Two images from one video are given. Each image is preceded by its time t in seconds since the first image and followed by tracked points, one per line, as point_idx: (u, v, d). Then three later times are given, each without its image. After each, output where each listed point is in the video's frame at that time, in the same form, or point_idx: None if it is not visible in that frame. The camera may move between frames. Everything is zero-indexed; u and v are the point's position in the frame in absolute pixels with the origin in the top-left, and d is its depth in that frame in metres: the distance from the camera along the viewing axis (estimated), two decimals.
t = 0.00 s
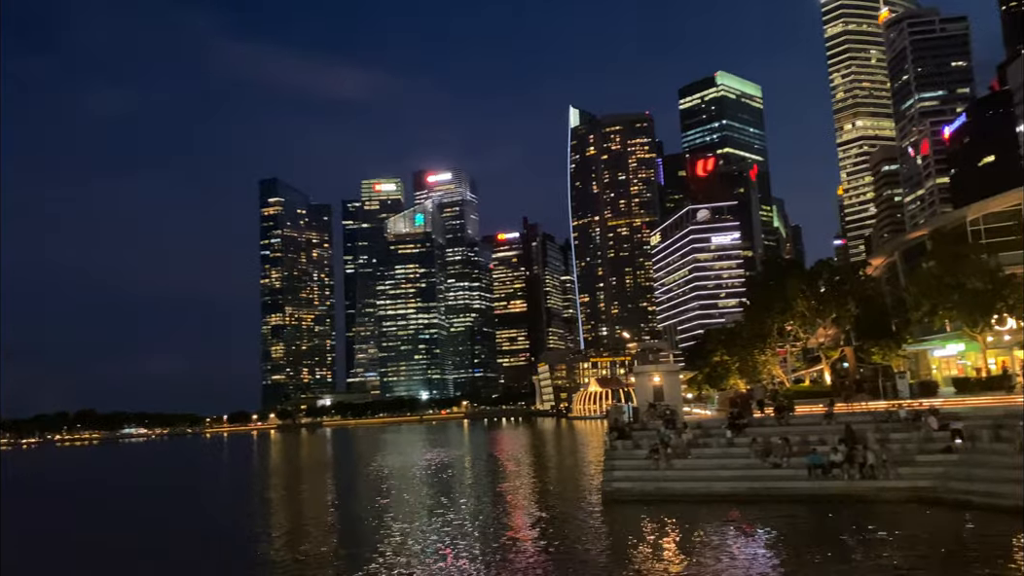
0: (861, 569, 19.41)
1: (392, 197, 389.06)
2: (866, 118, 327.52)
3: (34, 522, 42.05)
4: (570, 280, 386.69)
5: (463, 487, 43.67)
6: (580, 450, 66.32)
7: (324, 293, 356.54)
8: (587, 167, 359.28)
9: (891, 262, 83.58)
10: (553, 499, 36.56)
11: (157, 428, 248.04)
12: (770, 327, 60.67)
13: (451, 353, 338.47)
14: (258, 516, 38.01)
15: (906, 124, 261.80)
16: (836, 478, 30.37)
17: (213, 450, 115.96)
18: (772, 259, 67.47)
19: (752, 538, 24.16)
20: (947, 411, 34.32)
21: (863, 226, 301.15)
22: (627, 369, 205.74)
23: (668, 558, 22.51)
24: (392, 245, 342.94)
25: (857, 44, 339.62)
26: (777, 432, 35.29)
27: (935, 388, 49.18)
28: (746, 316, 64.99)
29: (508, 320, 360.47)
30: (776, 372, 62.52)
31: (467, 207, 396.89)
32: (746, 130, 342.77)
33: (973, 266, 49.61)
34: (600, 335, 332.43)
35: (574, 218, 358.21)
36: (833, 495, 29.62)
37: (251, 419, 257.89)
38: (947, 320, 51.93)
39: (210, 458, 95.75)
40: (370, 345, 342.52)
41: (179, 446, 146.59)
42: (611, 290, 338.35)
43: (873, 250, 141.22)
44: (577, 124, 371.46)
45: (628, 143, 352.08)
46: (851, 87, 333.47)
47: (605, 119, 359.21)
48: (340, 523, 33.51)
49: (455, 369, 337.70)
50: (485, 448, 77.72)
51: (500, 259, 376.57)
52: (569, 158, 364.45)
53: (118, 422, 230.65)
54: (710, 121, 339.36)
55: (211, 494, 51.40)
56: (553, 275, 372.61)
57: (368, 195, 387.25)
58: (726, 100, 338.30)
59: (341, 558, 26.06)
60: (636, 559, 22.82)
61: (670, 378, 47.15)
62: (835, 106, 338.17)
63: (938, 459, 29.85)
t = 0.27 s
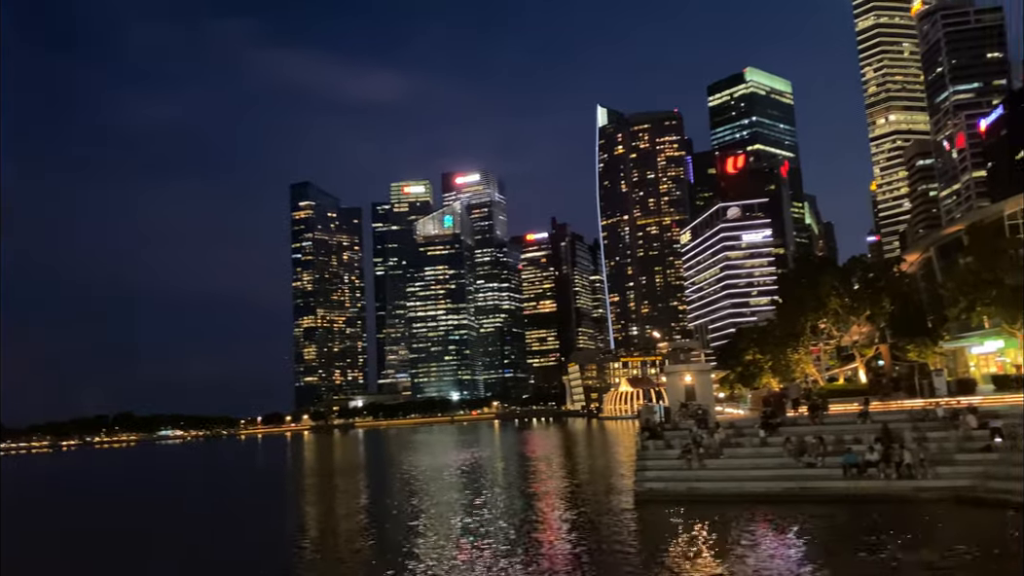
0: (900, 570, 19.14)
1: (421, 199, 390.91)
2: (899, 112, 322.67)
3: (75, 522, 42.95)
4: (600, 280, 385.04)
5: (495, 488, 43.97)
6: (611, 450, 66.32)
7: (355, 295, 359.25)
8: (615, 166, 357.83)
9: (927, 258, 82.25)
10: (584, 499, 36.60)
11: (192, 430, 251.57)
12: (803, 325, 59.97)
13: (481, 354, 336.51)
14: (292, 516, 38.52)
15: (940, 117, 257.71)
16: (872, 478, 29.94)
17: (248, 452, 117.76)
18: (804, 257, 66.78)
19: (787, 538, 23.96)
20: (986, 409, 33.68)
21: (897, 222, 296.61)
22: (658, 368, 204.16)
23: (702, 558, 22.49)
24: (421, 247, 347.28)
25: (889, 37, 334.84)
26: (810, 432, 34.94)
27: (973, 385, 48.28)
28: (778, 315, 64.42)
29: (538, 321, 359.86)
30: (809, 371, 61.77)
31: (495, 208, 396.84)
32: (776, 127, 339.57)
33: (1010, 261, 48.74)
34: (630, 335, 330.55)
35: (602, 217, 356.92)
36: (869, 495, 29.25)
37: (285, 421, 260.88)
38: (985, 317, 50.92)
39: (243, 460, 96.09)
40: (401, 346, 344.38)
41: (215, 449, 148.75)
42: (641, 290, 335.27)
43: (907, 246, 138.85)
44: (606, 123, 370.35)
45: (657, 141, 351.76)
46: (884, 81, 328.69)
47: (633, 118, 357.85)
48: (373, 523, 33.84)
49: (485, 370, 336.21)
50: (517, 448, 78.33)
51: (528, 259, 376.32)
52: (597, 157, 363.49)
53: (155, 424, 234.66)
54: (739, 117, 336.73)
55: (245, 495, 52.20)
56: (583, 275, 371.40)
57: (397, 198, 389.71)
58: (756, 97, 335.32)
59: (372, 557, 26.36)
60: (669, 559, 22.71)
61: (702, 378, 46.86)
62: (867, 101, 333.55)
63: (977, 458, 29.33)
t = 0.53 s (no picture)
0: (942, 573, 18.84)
1: (451, 201, 392.07)
2: (936, 105, 317.03)
3: (119, 523, 43.81)
4: (631, 279, 383.25)
5: (530, 488, 44.30)
6: (646, 450, 66.17)
7: (387, 298, 361.55)
8: (646, 165, 354.55)
9: (965, 252, 80.89)
10: (618, 500, 36.49)
11: (229, 432, 254.91)
12: (839, 322, 59.24)
13: (513, 356, 340.21)
14: (330, 517, 38.99)
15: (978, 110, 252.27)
16: (912, 477, 29.48)
17: (283, 454, 119.12)
18: (840, 254, 65.87)
19: (825, 539, 23.69)
20: None
21: (935, 216, 291.65)
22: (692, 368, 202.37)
23: (739, 559, 22.38)
24: (452, 248, 345.89)
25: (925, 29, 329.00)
26: (847, 431, 34.49)
27: (1015, 383, 47.38)
28: (813, 313, 63.71)
29: (569, 321, 359.12)
30: (845, 369, 61.08)
31: (525, 209, 396.25)
32: (809, 122, 334.61)
33: None
34: (663, 335, 328.05)
35: (634, 216, 355.20)
36: (908, 494, 28.83)
37: (320, 423, 263.44)
38: None
39: (278, 462, 96.63)
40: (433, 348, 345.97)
41: (250, 451, 150.47)
42: (673, 289, 334.37)
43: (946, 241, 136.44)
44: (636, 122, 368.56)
45: (688, 139, 347.89)
46: (919, 74, 323.15)
47: (663, 116, 355.69)
48: (409, 523, 34.16)
49: (517, 371, 339.78)
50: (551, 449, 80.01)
51: (559, 260, 375.57)
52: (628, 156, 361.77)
53: (193, 426, 238.00)
54: (771, 114, 332.47)
55: (283, 496, 52.92)
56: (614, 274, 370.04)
57: (428, 200, 391.47)
58: (788, 92, 331.44)
59: (409, 557, 26.66)
60: (705, 560, 22.60)
61: (736, 378, 46.40)
62: (903, 94, 328.12)
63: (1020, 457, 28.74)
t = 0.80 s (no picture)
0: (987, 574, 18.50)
1: (483, 203, 393.40)
2: (976, 97, 310.39)
3: (162, 525, 44.72)
4: (665, 278, 380.43)
5: (565, 488, 44.75)
6: (682, 450, 66.01)
7: (420, 300, 363.68)
8: (678, 163, 353.49)
9: (1008, 249, 78.72)
10: (655, 500, 36.29)
11: (267, 435, 258.24)
12: (877, 320, 58.25)
13: (546, 356, 339.30)
14: (367, 518, 39.56)
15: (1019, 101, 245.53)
16: (955, 477, 28.89)
17: (320, 456, 120.70)
18: (877, 250, 64.85)
19: (866, 540, 23.36)
20: None
21: (976, 210, 285.48)
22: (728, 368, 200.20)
23: (778, 559, 22.19)
24: (484, 250, 350.10)
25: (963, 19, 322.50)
26: (887, 430, 33.89)
27: None
28: (851, 311, 62.84)
29: (602, 321, 357.47)
30: (885, 368, 60.15)
31: (557, 209, 394.98)
32: (844, 118, 327.43)
33: None
34: (698, 334, 319.39)
35: (667, 215, 352.82)
36: (952, 494, 28.28)
37: (356, 425, 265.96)
38: None
39: (311, 465, 96.44)
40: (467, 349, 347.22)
41: (289, 452, 152.68)
42: (708, 288, 330.16)
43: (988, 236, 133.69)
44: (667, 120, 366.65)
45: (720, 136, 344.59)
46: (958, 65, 316.82)
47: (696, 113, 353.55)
48: (445, 525, 34.45)
49: (551, 372, 337.95)
50: (586, 449, 81.22)
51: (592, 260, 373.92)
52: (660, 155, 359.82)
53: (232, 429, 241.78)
54: (806, 109, 328.20)
55: (321, 497, 53.75)
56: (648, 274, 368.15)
57: (460, 203, 392.96)
58: (822, 87, 327.30)
59: (444, 557, 27.11)
60: (743, 561, 22.46)
61: (773, 376, 45.94)
62: (941, 87, 321.88)
63: None
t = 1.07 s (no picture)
0: None
1: (515, 204, 393.71)
2: (1018, 87, 302.74)
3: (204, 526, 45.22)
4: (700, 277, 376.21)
5: (603, 488, 45.09)
6: (720, 450, 66.01)
7: (453, 302, 364.89)
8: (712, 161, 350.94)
9: None
10: (693, 502, 35.89)
11: (305, 437, 260.80)
12: (918, 315, 57.12)
13: (580, 356, 338.36)
14: (405, 519, 39.70)
15: None
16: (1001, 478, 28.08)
17: (357, 457, 121.86)
18: (918, 246, 63.77)
19: (908, 541, 22.81)
20: None
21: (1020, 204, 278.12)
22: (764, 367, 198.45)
23: (818, 562, 21.86)
24: (517, 252, 351.95)
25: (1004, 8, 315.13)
26: (929, 429, 33.00)
27: None
28: (891, 308, 62.10)
29: (636, 322, 354.02)
30: (927, 366, 59.08)
31: (590, 209, 391.15)
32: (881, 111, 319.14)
33: None
34: (734, 334, 318.36)
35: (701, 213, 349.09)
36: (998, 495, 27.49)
37: (391, 426, 267.85)
38: None
39: (348, 467, 97.29)
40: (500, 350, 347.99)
41: (327, 454, 154.50)
42: (744, 286, 325.46)
43: None
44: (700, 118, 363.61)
45: (755, 133, 344.32)
46: (999, 56, 309.52)
47: (729, 110, 350.60)
48: (482, 526, 34.48)
49: (585, 372, 337.07)
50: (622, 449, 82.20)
51: (625, 260, 371.06)
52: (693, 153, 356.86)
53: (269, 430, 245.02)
54: (841, 104, 324.82)
55: (359, 498, 54.05)
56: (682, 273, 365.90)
57: (492, 205, 393.86)
58: (858, 82, 322.21)
59: (482, 556, 27.29)
60: (782, 564, 22.13)
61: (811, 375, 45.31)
62: (982, 78, 314.63)
63: None
